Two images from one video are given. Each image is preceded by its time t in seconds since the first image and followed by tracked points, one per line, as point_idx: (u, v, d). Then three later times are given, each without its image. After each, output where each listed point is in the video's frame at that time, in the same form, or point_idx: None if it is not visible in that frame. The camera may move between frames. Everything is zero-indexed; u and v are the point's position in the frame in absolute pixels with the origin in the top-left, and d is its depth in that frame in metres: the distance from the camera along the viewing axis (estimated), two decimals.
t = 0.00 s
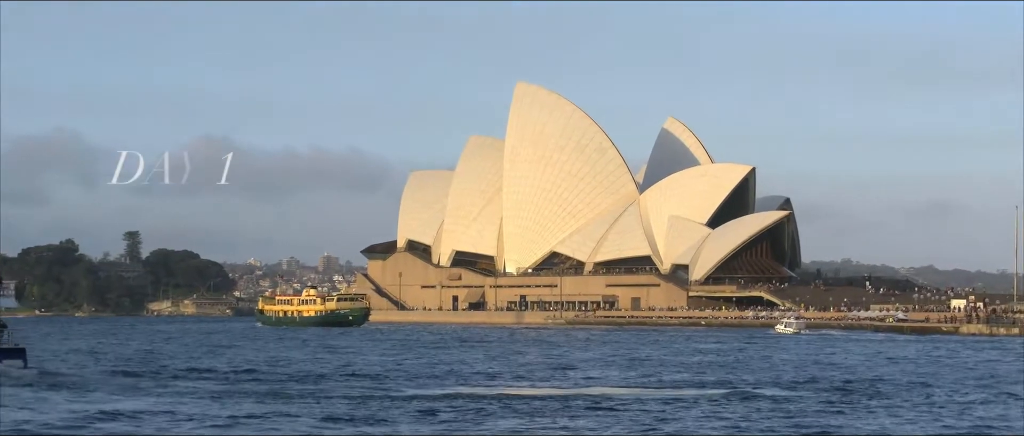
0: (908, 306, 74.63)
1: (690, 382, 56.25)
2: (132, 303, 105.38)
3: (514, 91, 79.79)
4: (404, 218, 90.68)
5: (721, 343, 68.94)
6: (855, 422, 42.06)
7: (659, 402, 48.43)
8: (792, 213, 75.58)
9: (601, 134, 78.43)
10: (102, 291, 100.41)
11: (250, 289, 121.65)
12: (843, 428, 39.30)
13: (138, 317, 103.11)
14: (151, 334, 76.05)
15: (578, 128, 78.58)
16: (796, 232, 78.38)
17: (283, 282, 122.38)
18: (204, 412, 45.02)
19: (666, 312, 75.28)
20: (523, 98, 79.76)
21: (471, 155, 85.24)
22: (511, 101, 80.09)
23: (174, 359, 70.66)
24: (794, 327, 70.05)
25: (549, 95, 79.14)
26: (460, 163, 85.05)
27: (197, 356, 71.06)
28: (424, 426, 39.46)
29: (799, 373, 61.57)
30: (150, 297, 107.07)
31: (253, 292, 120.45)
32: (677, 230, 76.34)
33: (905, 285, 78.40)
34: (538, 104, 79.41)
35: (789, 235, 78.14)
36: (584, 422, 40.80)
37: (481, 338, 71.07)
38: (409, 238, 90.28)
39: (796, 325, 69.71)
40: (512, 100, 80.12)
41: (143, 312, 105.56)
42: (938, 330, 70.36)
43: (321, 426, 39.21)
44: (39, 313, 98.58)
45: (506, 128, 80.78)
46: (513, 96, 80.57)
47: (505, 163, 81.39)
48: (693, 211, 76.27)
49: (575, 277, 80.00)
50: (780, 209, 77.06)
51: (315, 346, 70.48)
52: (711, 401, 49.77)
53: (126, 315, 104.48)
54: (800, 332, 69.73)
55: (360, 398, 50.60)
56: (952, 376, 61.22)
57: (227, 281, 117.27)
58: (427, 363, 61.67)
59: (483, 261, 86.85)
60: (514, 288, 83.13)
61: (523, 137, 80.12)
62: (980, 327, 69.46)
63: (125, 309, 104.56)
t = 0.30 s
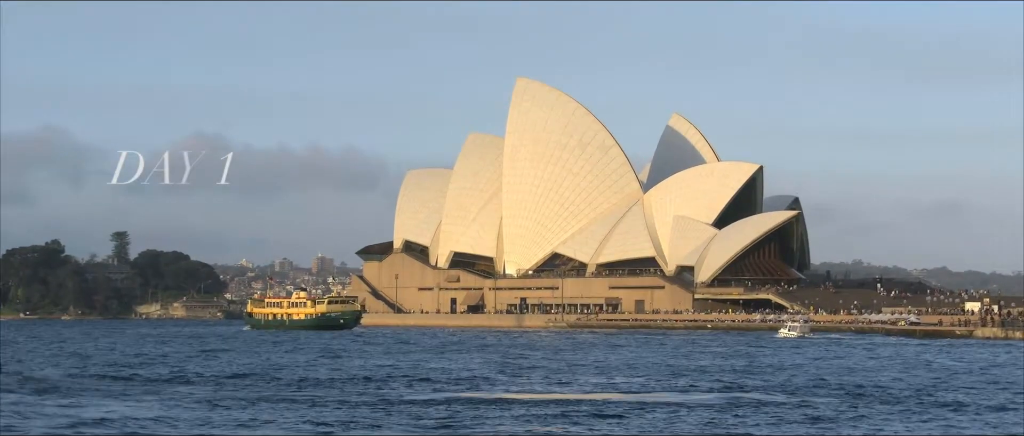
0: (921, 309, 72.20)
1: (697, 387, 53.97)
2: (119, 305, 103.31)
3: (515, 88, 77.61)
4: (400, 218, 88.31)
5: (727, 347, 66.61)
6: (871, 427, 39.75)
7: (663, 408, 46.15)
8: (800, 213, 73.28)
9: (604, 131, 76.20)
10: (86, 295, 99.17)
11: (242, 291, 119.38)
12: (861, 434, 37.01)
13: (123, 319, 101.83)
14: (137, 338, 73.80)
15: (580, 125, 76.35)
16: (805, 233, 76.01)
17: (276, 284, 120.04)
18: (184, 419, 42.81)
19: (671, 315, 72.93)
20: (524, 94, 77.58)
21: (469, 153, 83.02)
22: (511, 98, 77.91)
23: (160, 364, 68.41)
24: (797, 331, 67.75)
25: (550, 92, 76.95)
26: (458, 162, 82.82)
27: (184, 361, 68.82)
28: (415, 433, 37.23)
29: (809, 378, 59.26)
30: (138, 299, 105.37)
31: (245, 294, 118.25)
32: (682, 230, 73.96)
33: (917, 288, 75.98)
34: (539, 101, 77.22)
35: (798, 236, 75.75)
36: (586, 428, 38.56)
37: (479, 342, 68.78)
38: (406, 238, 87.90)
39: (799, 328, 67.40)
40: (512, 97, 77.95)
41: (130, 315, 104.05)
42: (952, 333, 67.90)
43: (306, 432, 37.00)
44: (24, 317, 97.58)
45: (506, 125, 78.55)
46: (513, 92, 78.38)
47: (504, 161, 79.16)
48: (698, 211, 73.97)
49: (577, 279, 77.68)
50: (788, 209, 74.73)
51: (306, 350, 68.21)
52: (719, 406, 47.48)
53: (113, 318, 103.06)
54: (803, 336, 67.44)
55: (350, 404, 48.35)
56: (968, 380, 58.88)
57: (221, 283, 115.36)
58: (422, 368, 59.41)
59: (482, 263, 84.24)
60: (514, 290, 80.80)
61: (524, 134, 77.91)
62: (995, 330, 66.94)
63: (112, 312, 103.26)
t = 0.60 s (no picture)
0: (934, 312, 69.97)
1: (704, 391, 51.78)
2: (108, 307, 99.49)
3: (515, 83, 75.38)
4: (397, 217, 86.16)
5: (734, 350, 64.44)
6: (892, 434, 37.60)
7: (671, 413, 44.00)
8: (809, 212, 71.09)
9: (606, 127, 73.98)
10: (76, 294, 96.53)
11: (234, 293, 117.18)
12: None
13: (112, 321, 100.08)
14: (125, 341, 71.62)
15: (583, 122, 74.15)
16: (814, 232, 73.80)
17: (268, 285, 117.84)
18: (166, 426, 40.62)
19: (676, 318, 70.72)
20: (524, 90, 75.35)
21: (468, 151, 80.80)
22: (511, 93, 75.70)
23: (147, 368, 66.23)
24: (800, 334, 65.71)
25: (552, 87, 74.74)
26: (457, 160, 80.62)
27: (172, 365, 66.63)
28: None
29: (820, 383, 57.05)
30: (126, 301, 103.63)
31: (237, 295, 116.13)
32: (687, 230, 71.81)
33: (930, 289, 73.77)
34: (540, 96, 74.99)
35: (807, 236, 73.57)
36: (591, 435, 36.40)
37: (477, 345, 66.59)
38: (403, 238, 85.70)
39: (803, 331, 65.34)
40: (512, 92, 75.74)
41: (118, 317, 102.38)
42: (966, 336, 65.65)
43: None
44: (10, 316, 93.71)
45: (506, 122, 76.31)
46: (513, 88, 76.16)
47: (504, 159, 76.93)
48: (704, 210, 71.79)
49: (579, 281, 75.48)
50: (797, 208, 72.54)
51: (298, 354, 66.03)
52: (729, 412, 45.31)
53: (102, 320, 100.50)
54: (807, 339, 65.35)
55: (342, 409, 46.21)
56: (985, 384, 56.71)
57: (213, 285, 114.59)
58: (418, 372, 57.21)
59: (480, 264, 82.16)
60: (514, 292, 78.61)
61: (524, 131, 75.70)
62: (1011, 334, 64.58)
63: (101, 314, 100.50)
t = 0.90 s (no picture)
0: (948, 315, 67.63)
1: (712, 398, 49.50)
2: (94, 310, 99.01)
3: (515, 79, 73.19)
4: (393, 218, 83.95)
5: (741, 355, 62.19)
6: None
7: (677, 421, 41.78)
8: (819, 212, 68.88)
9: (610, 125, 71.77)
10: (59, 298, 95.28)
11: (224, 296, 114.63)
12: None
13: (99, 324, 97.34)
14: (111, 346, 69.41)
15: (586, 120, 71.95)
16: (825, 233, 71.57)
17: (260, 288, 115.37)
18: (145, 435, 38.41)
19: (682, 322, 68.44)
20: (525, 86, 73.12)
21: (466, 149, 78.57)
22: (511, 90, 73.52)
23: (133, 374, 64.00)
24: (806, 338, 63.51)
25: (553, 84, 72.54)
26: (455, 159, 78.44)
27: (159, 371, 64.41)
28: None
29: (832, 388, 54.81)
30: (114, 304, 100.98)
31: (228, 297, 113.89)
32: (693, 231, 69.61)
33: (943, 292, 71.46)
34: (541, 93, 72.78)
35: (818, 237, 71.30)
36: None
37: (475, 350, 64.32)
38: (399, 239, 83.47)
39: (810, 335, 63.14)
40: (512, 89, 73.55)
41: (106, 320, 99.31)
42: (981, 341, 63.32)
43: None
44: None
45: (506, 119, 74.10)
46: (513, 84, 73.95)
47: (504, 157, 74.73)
48: (710, 210, 69.58)
49: (581, 283, 73.21)
50: (806, 208, 70.28)
51: (290, 359, 63.81)
52: (737, 420, 43.09)
53: (88, 323, 98.26)
54: (813, 342, 63.15)
55: (331, 417, 44.00)
56: (1003, 389, 54.46)
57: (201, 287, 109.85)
58: (413, 378, 54.95)
59: (479, 266, 80.01)
60: (514, 295, 76.32)
61: (525, 129, 73.53)
62: None
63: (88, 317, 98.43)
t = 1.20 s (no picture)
0: (963, 319, 65.27)
1: (719, 404, 47.26)
2: (82, 312, 98.07)
3: (515, 74, 71.06)
4: (390, 218, 81.80)
5: (748, 359, 59.99)
6: None
7: (682, 427, 39.58)
8: (829, 211, 66.64)
9: (613, 121, 69.60)
10: (45, 302, 93.83)
11: (216, 296, 112.35)
12: None
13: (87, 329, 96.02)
14: (97, 349, 67.33)
15: (588, 116, 69.83)
16: (836, 233, 69.31)
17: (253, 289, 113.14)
18: None
19: (687, 324, 66.21)
20: (525, 81, 70.98)
21: (465, 147, 76.41)
22: (511, 86, 71.39)
23: (118, 378, 61.90)
24: (811, 341, 61.32)
25: (555, 79, 70.37)
26: (453, 157, 76.36)
27: (145, 375, 62.29)
28: None
29: (843, 394, 52.59)
30: (101, 307, 99.65)
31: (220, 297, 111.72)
32: (699, 231, 67.42)
33: (958, 295, 69.10)
34: (542, 88, 70.62)
35: (828, 237, 69.06)
36: None
37: (473, 354, 62.15)
38: (395, 239, 81.20)
39: (813, 338, 61.00)
40: (512, 85, 71.42)
41: (92, 324, 98.79)
42: (998, 344, 61.00)
43: None
44: None
45: (506, 116, 71.97)
46: (513, 80, 71.80)
47: (504, 155, 72.60)
48: (717, 210, 67.39)
49: (583, 285, 70.97)
50: (816, 207, 68.06)
51: (280, 363, 61.64)
52: (746, 426, 40.86)
53: (74, 327, 97.30)
54: (816, 345, 61.02)
55: (318, 423, 41.87)
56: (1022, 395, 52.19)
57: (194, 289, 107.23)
58: (407, 382, 52.76)
59: (479, 267, 77.76)
60: (514, 297, 74.05)
61: (525, 125, 71.41)
62: None
63: (74, 320, 97.33)
